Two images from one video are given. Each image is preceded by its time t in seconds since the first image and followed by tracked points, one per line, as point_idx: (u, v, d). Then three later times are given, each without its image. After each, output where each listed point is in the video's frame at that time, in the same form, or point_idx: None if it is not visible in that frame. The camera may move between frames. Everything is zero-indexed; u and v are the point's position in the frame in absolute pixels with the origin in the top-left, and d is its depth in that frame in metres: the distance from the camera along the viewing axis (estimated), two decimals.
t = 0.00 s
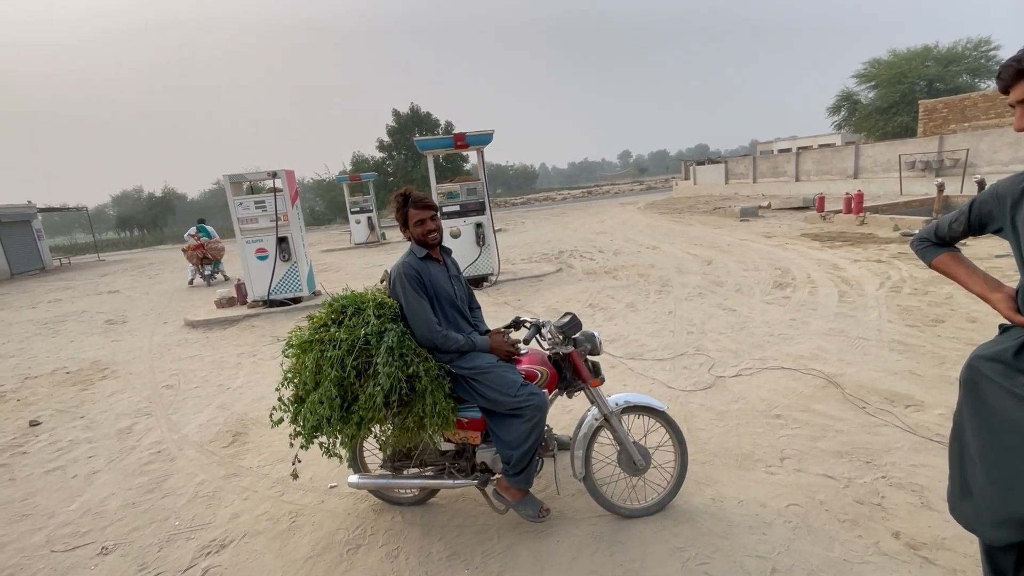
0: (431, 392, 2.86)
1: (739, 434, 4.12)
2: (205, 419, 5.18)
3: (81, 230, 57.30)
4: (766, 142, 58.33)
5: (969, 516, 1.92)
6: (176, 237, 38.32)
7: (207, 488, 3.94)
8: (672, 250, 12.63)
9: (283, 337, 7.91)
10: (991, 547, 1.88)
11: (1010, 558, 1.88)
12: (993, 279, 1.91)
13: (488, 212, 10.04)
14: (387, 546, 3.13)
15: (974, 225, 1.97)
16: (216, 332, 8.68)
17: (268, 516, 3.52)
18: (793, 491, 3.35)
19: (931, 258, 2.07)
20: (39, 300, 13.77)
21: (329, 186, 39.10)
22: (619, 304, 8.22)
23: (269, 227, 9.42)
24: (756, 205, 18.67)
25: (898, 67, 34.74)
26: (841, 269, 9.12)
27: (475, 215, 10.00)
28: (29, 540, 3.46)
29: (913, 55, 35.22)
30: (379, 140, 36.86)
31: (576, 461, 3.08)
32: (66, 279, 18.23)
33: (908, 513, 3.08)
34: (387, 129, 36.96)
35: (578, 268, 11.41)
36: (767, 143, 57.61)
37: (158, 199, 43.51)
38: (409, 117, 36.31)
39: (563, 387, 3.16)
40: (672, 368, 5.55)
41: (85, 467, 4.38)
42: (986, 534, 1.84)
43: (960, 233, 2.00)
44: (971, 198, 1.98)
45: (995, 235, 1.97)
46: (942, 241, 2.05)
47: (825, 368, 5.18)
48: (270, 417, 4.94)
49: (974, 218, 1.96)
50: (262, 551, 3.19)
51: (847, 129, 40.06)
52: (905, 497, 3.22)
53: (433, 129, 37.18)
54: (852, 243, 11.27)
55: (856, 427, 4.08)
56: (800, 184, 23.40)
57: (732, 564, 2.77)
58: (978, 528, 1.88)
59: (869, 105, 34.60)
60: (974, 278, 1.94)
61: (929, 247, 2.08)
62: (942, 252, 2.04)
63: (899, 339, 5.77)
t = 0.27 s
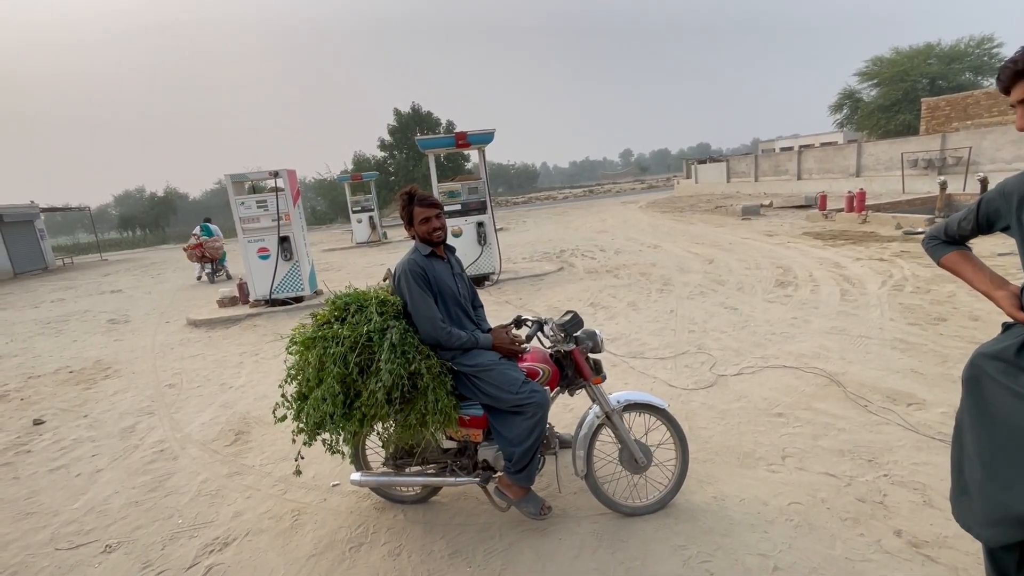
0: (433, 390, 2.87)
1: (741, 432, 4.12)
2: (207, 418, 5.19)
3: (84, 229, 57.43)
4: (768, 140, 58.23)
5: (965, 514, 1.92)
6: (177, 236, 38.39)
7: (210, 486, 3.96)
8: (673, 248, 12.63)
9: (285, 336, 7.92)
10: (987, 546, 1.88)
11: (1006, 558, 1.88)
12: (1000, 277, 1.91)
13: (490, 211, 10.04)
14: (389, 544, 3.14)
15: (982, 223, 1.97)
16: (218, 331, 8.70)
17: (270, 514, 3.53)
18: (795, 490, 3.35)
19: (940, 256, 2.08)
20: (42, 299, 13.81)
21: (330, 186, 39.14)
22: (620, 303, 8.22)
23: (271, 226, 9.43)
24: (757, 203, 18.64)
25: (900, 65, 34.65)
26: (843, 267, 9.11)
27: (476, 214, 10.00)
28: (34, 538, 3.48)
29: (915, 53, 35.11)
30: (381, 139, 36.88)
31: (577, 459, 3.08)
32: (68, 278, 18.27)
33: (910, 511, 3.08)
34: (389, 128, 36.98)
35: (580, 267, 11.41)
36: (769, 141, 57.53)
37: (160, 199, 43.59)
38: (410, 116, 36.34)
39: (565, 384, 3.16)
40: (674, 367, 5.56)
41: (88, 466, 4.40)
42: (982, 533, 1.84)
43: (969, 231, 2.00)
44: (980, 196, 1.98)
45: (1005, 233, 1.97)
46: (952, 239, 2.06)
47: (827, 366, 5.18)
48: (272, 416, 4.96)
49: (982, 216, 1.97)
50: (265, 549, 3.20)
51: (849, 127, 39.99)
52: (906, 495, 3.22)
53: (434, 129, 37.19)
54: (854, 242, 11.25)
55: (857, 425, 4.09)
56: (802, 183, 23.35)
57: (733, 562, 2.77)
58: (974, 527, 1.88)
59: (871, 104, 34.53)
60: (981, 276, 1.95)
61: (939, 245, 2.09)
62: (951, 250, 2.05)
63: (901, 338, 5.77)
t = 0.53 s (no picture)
0: (435, 388, 2.88)
1: (742, 431, 4.12)
2: (209, 417, 5.20)
3: (85, 229, 57.54)
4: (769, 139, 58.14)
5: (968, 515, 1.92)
6: (179, 236, 38.42)
7: (212, 485, 3.97)
8: (674, 247, 12.62)
9: (286, 335, 7.93)
10: (991, 545, 1.88)
11: (1009, 556, 1.89)
12: (1000, 276, 1.91)
13: (490, 210, 10.03)
14: (390, 542, 3.15)
15: (983, 221, 1.96)
16: (220, 330, 8.71)
17: (272, 513, 3.54)
18: (796, 488, 3.35)
19: (939, 254, 2.07)
20: (44, 298, 13.84)
21: (331, 185, 39.15)
22: (621, 302, 8.22)
23: (271, 225, 9.43)
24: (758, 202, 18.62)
25: (902, 63, 34.57)
26: (844, 266, 9.10)
27: (477, 213, 9.99)
28: (37, 537, 3.49)
29: (917, 51, 35.01)
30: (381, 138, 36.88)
31: (578, 458, 3.08)
32: (70, 278, 18.28)
33: (911, 509, 3.08)
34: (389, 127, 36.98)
35: (581, 266, 11.41)
36: (770, 140, 57.48)
37: (161, 199, 43.62)
38: (411, 115, 36.36)
39: (566, 383, 3.17)
40: (675, 365, 5.55)
41: (90, 464, 4.41)
42: (987, 533, 1.84)
43: (970, 229, 1.99)
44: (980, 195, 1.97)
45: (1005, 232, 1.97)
46: (951, 238, 2.06)
47: (828, 365, 5.17)
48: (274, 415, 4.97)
49: (982, 215, 1.96)
50: (267, 547, 3.21)
51: (850, 125, 39.93)
52: (907, 493, 3.22)
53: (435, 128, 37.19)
54: (855, 240, 11.24)
55: (858, 423, 4.08)
56: (803, 181, 23.32)
57: (734, 560, 2.78)
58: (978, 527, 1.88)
59: (873, 102, 34.47)
60: (981, 275, 1.95)
61: (938, 244, 2.08)
62: (951, 249, 2.04)
63: (902, 336, 5.76)
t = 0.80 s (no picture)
0: (434, 387, 2.88)
1: (742, 429, 4.12)
2: (209, 416, 5.21)
3: (85, 229, 57.56)
4: (769, 138, 58.09)
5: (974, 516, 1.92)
6: (179, 235, 38.42)
7: (213, 484, 3.97)
8: (674, 246, 12.61)
9: (287, 335, 7.93)
10: (997, 546, 1.88)
11: (1014, 555, 1.89)
12: (996, 274, 1.91)
13: (490, 209, 10.03)
14: (390, 541, 3.15)
15: (980, 219, 1.95)
16: (220, 330, 8.71)
17: (273, 512, 3.54)
18: (796, 486, 3.36)
19: (934, 252, 2.06)
20: (45, 298, 13.85)
21: (331, 185, 39.15)
22: (622, 301, 8.22)
23: (272, 225, 9.44)
24: (759, 201, 18.60)
25: (902, 62, 34.55)
26: (844, 264, 9.09)
27: (477, 212, 9.99)
28: (37, 536, 3.49)
29: (917, 49, 34.97)
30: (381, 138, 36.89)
31: (578, 457, 3.08)
32: (70, 277, 18.28)
33: (911, 507, 3.08)
34: (389, 127, 36.98)
35: (581, 265, 11.40)
36: (771, 138, 57.46)
37: (161, 198, 43.63)
38: (411, 114, 36.37)
39: (565, 381, 3.17)
40: (675, 364, 5.56)
41: (91, 464, 4.41)
42: (995, 533, 1.84)
43: (966, 227, 1.98)
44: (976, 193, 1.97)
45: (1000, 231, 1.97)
46: (947, 236, 2.05)
47: (828, 363, 5.17)
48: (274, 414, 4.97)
49: (980, 213, 1.95)
50: (268, 545, 3.21)
51: (851, 124, 39.89)
52: (907, 491, 3.22)
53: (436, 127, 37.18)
54: (855, 239, 11.23)
55: (858, 422, 4.08)
56: (804, 180, 23.30)
57: (735, 558, 2.78)
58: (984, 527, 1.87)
59: (873, 100, 34.46)
60: (978, 274, 1.94)
61: (933, 242, 2.07)
62: (946, 247, 2.04)
63: (902, 334, 5.76)
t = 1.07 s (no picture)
0: (433, 389, 2.87)
1: (741, 429, 4.12)
2: (208, 416, 5.20)
3: (83, 228, 57.46)
4: (768, 137, 58.13)
5: (975, 515, 1.91)
6: (177, 235, 38.34)
7: (211, 485, 3.96)
8: (673, 245, 12.61)
9: (285, 335, 7.91)
10: (999, 547, 1.87)
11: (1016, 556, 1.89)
12: (996, 275, 1.90)
13: (489, 208, 10.01)
14: (390, 542, 3.14)
15: (979, 219, 1.95)
16: (219, 330, 8.70)
17: (271, 513, 3.54)
18: (795, 486, 3.35)
19: (933, 253, 2.05)
20: (43, 298, 13.81)
21: (330, 184, 39.10)
22: (621, 300, 8.21)
23: (270, 224, 9.42)
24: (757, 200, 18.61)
25: (900, 61, 34.58)
26: (843, 263, 9.09)
27: (476, 212, 9.98)
28: (35, 537, 3.48)
29: (916, 48, 34.99)
30: (380, 137, 36.86)
31: (578, 457, 3.08)
32: (68, 277, 18.23)
33: (911, 506, 3.08)
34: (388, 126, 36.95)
35: (580, 265, 11.39)
36: (769, 137, 57.51)
37: (159, 198, 43.54)
38: (409, 114, 36.35)
39: (565, 382, 3.16)
40: (674, 364, 5.55)
41: (89, 465, 4.40)
42: (998, 534, 1.83)
43: (966, 227, 1.97)
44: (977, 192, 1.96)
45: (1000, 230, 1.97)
46: (946, 236, 2.04)
47: (828, 363, 5.17)
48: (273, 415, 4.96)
49: (980, 213, 1.94)
50: (266, 547, 3.21)
51: (849, 123, 39.92)
52: (907, 491, 3.22)
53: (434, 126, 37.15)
54: (854, 238, 11.23)
55: (858, 421, 4.08)
56: (802, 179, 23.31)
57: (734, 558, 2.78)
58: (987, 527, 1.86)
59: (871, 99, 34.50)
60: (979, 274, 1.93)
61: (932, 242, 2.06)
62: (946, 247, 2.02)
63: (901, 333, 5.76)
